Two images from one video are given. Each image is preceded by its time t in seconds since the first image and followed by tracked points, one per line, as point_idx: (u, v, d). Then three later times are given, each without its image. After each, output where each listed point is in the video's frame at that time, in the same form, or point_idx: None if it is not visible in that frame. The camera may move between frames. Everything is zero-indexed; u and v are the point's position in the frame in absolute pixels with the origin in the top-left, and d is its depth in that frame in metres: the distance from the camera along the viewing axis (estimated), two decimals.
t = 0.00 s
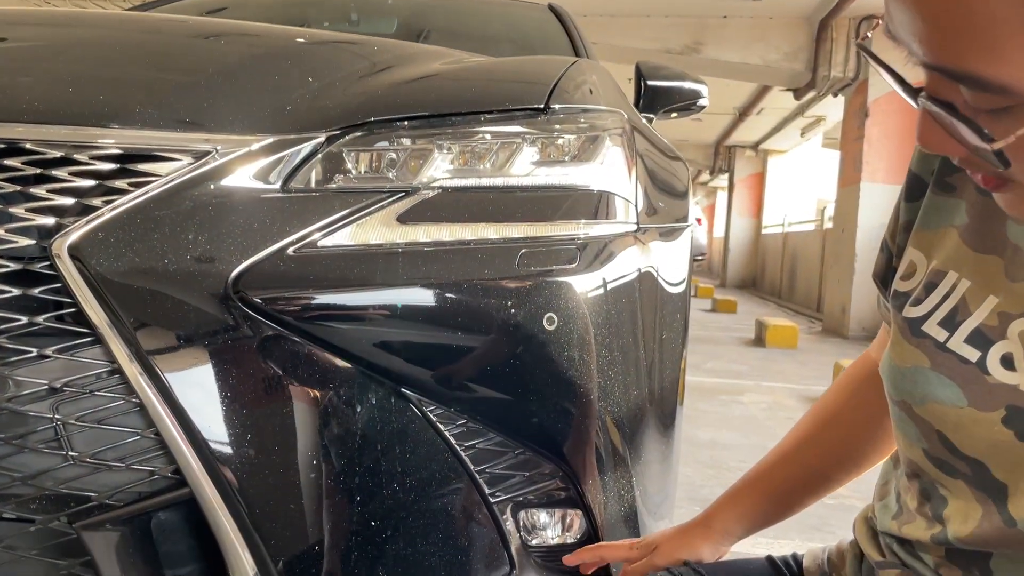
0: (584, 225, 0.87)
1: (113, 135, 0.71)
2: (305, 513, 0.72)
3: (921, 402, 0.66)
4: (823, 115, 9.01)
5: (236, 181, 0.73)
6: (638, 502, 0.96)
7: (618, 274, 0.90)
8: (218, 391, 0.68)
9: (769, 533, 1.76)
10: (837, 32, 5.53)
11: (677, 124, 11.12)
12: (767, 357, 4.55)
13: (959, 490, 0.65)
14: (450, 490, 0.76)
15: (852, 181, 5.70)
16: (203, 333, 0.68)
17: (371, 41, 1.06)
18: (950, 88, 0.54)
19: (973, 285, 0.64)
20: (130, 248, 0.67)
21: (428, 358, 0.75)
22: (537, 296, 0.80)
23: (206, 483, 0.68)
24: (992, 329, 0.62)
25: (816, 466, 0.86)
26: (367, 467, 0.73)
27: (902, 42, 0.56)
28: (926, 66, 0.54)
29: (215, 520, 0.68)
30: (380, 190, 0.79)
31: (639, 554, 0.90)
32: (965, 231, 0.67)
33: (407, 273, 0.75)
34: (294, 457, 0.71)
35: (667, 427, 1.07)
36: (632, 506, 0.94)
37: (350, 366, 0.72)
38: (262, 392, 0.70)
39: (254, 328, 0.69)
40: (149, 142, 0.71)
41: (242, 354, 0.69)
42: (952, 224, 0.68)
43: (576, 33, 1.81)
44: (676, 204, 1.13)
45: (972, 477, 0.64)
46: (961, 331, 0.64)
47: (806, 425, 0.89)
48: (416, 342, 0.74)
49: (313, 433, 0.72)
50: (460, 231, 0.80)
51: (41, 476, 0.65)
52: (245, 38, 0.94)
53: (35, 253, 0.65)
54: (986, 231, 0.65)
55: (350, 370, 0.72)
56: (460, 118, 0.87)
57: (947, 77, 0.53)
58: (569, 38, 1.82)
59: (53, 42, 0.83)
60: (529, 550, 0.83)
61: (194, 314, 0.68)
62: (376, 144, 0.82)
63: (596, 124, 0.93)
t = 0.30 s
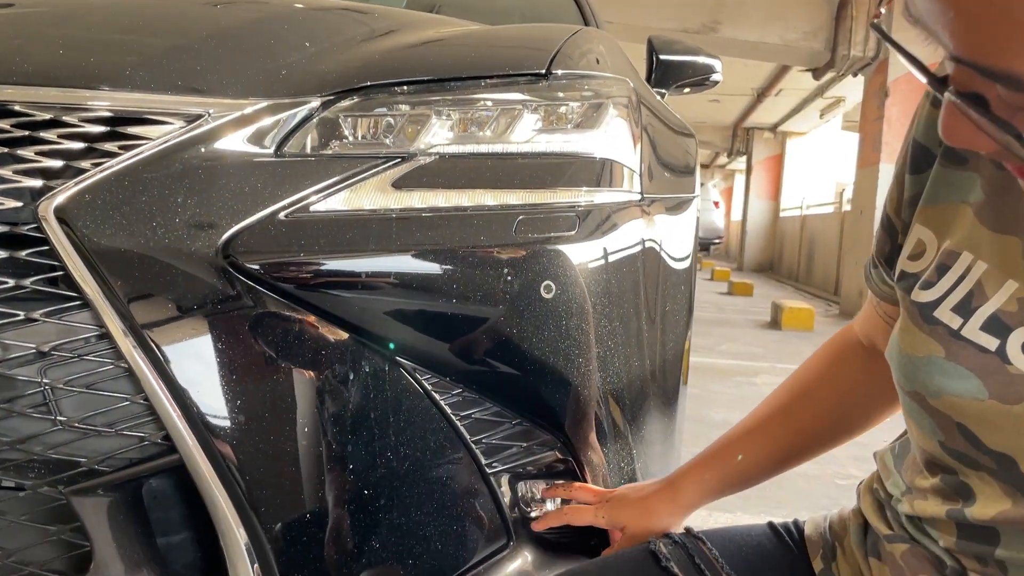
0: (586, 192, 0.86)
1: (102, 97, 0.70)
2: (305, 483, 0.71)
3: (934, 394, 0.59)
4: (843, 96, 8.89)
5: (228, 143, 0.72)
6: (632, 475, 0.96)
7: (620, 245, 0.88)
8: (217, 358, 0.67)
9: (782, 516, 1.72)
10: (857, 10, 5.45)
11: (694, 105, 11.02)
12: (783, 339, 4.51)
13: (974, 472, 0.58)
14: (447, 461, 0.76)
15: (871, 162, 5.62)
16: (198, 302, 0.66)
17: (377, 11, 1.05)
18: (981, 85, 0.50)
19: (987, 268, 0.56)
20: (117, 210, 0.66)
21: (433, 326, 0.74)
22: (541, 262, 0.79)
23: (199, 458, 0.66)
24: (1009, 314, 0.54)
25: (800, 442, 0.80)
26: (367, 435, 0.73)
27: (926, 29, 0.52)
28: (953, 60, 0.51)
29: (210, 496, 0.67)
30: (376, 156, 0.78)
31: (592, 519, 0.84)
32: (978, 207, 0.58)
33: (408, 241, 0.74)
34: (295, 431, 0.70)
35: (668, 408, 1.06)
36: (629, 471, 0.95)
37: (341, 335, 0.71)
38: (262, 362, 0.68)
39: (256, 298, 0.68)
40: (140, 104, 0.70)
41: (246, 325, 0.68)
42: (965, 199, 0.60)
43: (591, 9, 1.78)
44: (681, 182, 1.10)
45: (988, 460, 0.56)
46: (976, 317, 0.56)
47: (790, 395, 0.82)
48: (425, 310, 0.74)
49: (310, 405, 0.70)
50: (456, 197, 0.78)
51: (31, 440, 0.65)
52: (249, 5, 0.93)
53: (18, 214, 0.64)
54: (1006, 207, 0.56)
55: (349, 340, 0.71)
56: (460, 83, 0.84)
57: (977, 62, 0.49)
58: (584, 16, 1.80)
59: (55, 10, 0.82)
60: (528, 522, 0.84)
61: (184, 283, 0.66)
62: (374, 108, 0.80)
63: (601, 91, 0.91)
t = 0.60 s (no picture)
0: (587, 160, 0.85)
1: (90, 59, 0.67)
2: (300, 452, 0.70)
3: (940, 360, 0.57)
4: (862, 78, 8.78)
5: (220, 107, 0.70)
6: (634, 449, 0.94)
7: (621, 219, 0.86)
8: (213, 332, 0.66)
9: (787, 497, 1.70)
10: None
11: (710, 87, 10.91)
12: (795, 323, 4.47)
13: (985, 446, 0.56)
14: (442, 432, 0.76)
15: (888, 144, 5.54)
16: (196, 275, 0.65)
17: None
18: None
19: (1000, 231, 0.54)
20: (104, 172, 0.65)
21: (430, 296, 0.73)
22: (541, 232, 0.78)
23: (195, 437, 0.65)
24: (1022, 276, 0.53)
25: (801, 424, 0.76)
26: (363, 405, 0.71)
27: None
28: None
29: (204, 473, 0.66)
30: (371, 124, 0.76)
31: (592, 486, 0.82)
32: (993, 168, 0.56)
33: (404, 206, 0.73)
34: (293, 404, 0.69)
35: (670, 387, 1.03)
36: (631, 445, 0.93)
37: (341, 307, 0.70)
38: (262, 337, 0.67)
39: (256, 271, 0.67)
40: (132, 68, 0.68)
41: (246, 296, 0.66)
42: (974, 160, 0.58)
43: None
44: (689, 154, 1.05)
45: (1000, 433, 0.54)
46: (986, 280, 0.55)
47: (791, 374, 0.77)
48: (426, 281, 0.72)
49: (308, 377, 0.69)
50: (452, 164, 0.77)
51: (18, 407, 0.64)
52: None
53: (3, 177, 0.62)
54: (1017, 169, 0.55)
55: (349, 312, 0.70)
56: (459, 49, 0.82)
57: None
58: None
59: None
60: (525, 494, 0.83)
61: (171, 249, 0.65)
62: (370, 74, 0.78)
63: (604, 60, 0.89)
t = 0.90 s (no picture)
0: (587, 132, 0.83)
1: (81, 27, 0.66)
2: (296, 422, 0.69)
3: (933, 301, 0.56)
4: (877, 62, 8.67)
5: (214, 76, 0.69)
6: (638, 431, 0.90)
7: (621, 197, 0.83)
8: (212, 308, 0.66)
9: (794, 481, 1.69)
10: None
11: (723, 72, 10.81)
12: (807, 309, 4.44)
13: (969, 399, 0.55)
14: (437, 408, 0.75)
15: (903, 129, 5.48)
16: (195, 249, 0.65)
17: None
18: None
19: (1000, 171, 0.53)
20: (93, 139, 0.64)
21: (425, 271, 0.72)
22: (539, 211, 0.77)
23: (184, 405, 0.65)
24: (1020, 219, 0.52)
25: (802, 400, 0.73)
26: (355, 379, 0.71)
27: None
28: None
29: (195, 449, 0.65)
30: (367, 93, 0.75)
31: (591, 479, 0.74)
32: (996, 112, 0.55)
33: (400, 178, 0.71)
34: (286, 376, 0.69)
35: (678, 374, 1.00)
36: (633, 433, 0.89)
37: (341, 281, 0.69)
38: (264, 313, 0.67)
39: (257, 247, 0.66)
40: (124, 36, 0.66)
41: (246, 272, 0.66)
42: (975, 105, 0.57)
43: None
44: (700, 134, 0.99)
45: (986, 385, 0.53)
46: (985, 222, 0.53)
47: (794, 352, 0.75)
48: (420, 254, 0.71)
49: (306, 350, 0.69)
50: (449, 135, 0.76)
51: (7, 375, 0.64)
52: None
53: None
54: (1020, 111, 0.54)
55: (349, 287, 0.70)
56: (457, 20, 0.81)
57: None
58: None
59: None
60: (523, 472, 0.83)
61: (162, 219, 0.65)
62: (366, 45, 0.77)
63: (608, 32, 0.87)
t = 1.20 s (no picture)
0: (588, 115, 0.82)
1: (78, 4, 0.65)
2: (295, 401, 0.69)
3: (921, 258, 0.58)
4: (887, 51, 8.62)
5: (212, 54, 0.68)
6: (639, 418, 0.89)
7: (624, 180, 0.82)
8: (213, 290, 0.65)
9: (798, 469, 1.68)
10: None
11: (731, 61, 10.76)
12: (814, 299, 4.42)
13: (955, 354, 0.56)
14: (436, 389, 0.75)
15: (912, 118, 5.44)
16: (194, 230, 0.65)
17: None
18: None
19: (990, 133, 0.55)
20: (89, 117, 0.63)
21: (425, 253, 0.71)
22: (540, 194, 0.75)
23: (178, 382, 0.64)
24: (1007, 177, 0.53)
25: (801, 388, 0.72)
26: (351, 361, 0.71)
27: None
28: None
29: (188, 422, 0.65)
30: (365, 73, 0.75)
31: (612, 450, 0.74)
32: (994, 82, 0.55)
33: (398, 158, 0.71)
34: (283, 356, 0.68)
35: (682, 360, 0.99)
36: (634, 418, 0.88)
37: (337, 262, 0.69)
38: (263, 295, 0.67)
39: (257, 228, 0.66)
40: (119, 13, 0.66)
41: (243, 253, 0.66)
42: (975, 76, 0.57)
43: None
44: (705, 119, 0.97)
45: (966, 334, 0.55)
46: (974, 181, 0.55)
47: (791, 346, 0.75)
48: (420, 237, 0.71)
49: (305, 332, 0.69)
50: (447, 115, 0.75)
51: (5, 354, 0.64)
52: None
53: None
54: (1011, 75, 0.55)
55: (351, 267, 0.69)
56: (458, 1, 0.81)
57: None
58: None
59: None
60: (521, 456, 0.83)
61: (159, 198, 0.64)
62: (366, 24, 0.77)
63: (611, 14, 0.86)
